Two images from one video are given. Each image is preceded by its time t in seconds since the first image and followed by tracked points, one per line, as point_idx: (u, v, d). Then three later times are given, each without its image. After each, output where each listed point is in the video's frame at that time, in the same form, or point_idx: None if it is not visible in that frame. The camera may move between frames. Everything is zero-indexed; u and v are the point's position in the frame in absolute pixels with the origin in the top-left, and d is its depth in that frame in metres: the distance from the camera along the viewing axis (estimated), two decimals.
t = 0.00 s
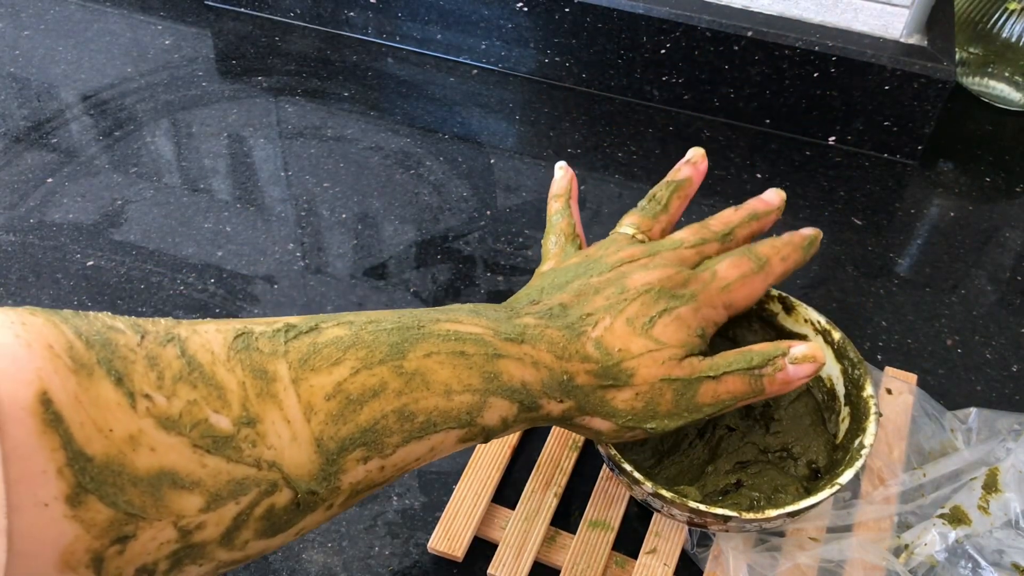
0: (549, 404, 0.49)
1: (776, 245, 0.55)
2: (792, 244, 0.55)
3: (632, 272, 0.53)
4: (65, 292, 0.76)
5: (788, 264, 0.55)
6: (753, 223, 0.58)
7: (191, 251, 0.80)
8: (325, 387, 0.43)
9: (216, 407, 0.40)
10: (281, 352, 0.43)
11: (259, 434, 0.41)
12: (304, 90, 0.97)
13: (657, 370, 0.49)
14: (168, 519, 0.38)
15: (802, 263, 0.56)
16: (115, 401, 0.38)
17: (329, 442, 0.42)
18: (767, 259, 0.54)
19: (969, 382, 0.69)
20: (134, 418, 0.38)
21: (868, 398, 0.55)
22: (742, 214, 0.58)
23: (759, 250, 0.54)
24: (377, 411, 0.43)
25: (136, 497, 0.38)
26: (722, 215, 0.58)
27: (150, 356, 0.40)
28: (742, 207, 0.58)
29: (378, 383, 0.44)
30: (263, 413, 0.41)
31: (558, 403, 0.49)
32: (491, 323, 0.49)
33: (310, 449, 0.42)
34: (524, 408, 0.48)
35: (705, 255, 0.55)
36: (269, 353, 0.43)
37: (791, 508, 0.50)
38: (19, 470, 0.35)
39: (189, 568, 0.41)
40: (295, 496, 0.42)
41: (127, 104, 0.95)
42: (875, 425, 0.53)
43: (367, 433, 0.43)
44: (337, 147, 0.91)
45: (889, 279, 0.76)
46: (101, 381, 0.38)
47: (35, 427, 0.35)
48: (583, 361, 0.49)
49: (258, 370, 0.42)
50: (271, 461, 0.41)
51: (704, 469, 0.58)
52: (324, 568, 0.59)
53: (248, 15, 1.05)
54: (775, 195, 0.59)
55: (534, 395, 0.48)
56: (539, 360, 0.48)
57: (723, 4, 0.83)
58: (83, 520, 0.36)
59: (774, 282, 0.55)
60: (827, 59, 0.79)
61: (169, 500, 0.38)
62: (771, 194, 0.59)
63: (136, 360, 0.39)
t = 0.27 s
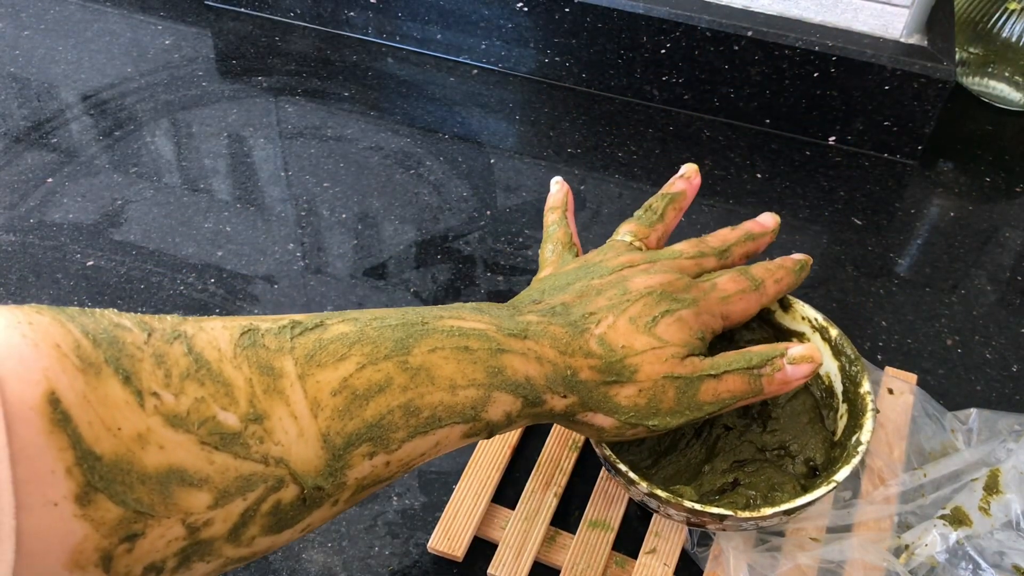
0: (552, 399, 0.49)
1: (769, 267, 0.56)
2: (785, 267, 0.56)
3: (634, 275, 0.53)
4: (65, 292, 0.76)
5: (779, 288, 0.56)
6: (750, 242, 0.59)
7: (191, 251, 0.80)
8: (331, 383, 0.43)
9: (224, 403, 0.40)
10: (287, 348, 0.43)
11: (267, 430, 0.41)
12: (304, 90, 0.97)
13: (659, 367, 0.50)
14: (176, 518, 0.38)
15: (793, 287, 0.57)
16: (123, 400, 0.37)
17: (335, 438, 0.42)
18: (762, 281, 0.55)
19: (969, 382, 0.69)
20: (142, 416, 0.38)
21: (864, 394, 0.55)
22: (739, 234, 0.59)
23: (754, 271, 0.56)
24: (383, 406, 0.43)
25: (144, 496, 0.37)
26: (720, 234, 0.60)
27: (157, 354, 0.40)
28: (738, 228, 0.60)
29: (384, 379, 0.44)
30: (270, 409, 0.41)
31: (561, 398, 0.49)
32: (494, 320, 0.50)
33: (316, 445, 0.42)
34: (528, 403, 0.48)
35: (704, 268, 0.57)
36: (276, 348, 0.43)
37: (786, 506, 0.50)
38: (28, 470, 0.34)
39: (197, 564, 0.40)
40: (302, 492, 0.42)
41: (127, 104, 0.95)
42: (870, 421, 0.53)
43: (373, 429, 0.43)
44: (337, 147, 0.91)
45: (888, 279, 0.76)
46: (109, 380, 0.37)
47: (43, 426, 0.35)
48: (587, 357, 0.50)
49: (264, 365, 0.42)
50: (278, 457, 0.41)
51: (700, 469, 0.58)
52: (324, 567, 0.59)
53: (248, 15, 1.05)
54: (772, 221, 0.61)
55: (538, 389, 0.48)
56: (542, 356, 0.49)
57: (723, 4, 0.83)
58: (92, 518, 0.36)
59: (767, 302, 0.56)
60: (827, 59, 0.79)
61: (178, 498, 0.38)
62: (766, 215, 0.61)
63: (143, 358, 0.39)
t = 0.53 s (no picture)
0: (558, 397, 0.49)
1: (772, 269, 0.57)
2: (788, 270, 0.57)
3: (640, 273, 0.54)
4: (65, 292, 0.76)
5: (783, 289, 0.57)
6: (756, 252, 0.59)
7: (190, 251, 0.80)
8: (338, 382, 0.43)
9: (230, 404, 0.40)
10: (294, 347, 0.43)
11: (273, 431, 0.41)
12: (304, 90, 0.97)
13: (665, 366, 0.50)
14: (183, 519, 0.38)
15: (796, 288, 0.58)
16: (129, 401, 0.37)
17: (342, 438, 0.42)
18: (767, 279, 0.56)
19: (969, 382, 0.69)
20: (148, 417, 0.37)
21: (868, 397, 0.55)
22: (745, 240, 0.60)
23: (759, 270, 0.57)
24: (390, 405, 0.43)
25: (151, 497, 0.37)
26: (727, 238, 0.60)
27: (163, 355, 0.39)
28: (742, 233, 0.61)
29: (390, 378, 0.44)
30: (277, 409, 0.41)
31: (567, 396, 0.49)
32: (500, 318, 0.50)
33: (323, 445, 0.42)
34: (535, 402, 0.49)
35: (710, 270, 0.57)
36: (282, 347, 0.43)
37: (791, 509, 0.50)
38: (34, 472, 0.33)
39: (204, 564, 0.40)
40: (308, 493, 0.42)
41: (127, 104, 0.95)
42: (875, 425, 0.53)
43: (380, 428, 0.43)
44: (337, 147, 0.91)
45: (888, 279, 0.76)
46: (114, 382, 0.37)
47: (49, 427, 0.34)
48: (593, 356, 0.50)
49: (271, 365, 0.42)
50: (285, 458, 0.41)
51: (703, 470, 0.58)
52: (324, 568, 0.59)
53: (248, 15, 1.05)
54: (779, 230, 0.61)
55: (544, 388, 0.49)
56: (549, 354, 0.49)
57: (723, 4, 0.83)
58: (99, 520, 0.35)
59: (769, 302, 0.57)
60: (827, 59, 0.79)
61: (185, 499, 0.38)
62: (774, 225, 0.62)
63: (149, 359, 0.39)
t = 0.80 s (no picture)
0: (559, 374, 0.49)
1: (777, 257, 0.54)
2: (793, 257, 0.54)
3: (647, 261, 0.52)
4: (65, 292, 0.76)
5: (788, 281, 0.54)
6: (755, 225, 0.56)
7: (190, 251, 0.80)
8: (326, 360, 0.43)
9: (212, 382, 0.40)
10: (281, 324, 0.43)
11: (257, 409, 0.41)
12: (304, 90, 0.97)
13: (672, 352, 0.49)
14: (166, 498, 0.39)
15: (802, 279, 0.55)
16: (109, 380, 0.38)
17: (330, 416, 0.42)
18: (771, 272, 0.53)
19: (970, 382, 0.69)
20: (128, 396, 0.38)
21: (868, 398, 0.55)
22: (744, 218, 0.56)
23: (762, 262, 0.54)
24: (379, 383, 0.43)
25: (132, 476, 0.38)
26: (724, 215, 0.56)
27: (145, 334, 0.40)
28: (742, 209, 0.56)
29: (380, 356, 0.44)
30: (262, 388, 0.41)
31: (569, 373, 0.48)
32: (501, 292, 0.48)
33: (309, 424, 0.42)
34: (534, 377, 0.48)
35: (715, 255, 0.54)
36: (268, 325, 0.43)
37: (792, 509, 0.50)
38: (15, 451, 0.35)
39: (191, 542, 0.41)
40: (296, 471, 0.42)
41: (127, 104, 0.95)
42: (875, 425, 0.53)
43: (370, 406, 0.43)
44: (337, 147, 0.91)
45: (888, 279, 0.76)
46: (95, 361, 0.38)
47: (27, 407, 0.35)
48: (599, 334, 0.49)
49: (256, 344, 0.42)
50: (269, 436, 0.41)
51: (705, 471, 0.58)
52: (324, 568, 0.59)
53: (248, 15, 1.05)
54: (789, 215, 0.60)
55: (544, 364, 0.48)
56: (549, 329, 0.48)
57: (723, 4, 0.83)
58: (80, 499, 0.37)
59: (775, 294, 0.54)
60: (827, 59, 0.79)
61: (166, 478, 0.39)
62: (768, 192, 0.57)
63: (130, 338, 0.40)
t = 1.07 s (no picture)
0: (562, 333, 0.43)
1: (833, 133, 0.42)
2: (857, 128, 0.42)
3: (671, 179, 0.43)
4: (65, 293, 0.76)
5: (850, 162, 0.42)
6: (813, 85, 0.44)
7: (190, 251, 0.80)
8: (290, 333, 0.40)
9: (165, 360, 0.39)
10: (242, 295, 0.41)
11: (215, 388, 0.40)
12: (304, 90, 0.97)
13: (691, 299, 0.42)
14: (122, 480, 0.40)
15: (868, 151, 0.43)
16: (57, 356, 0.38)
17: (296, 392, 0.41)
18: (824, 158, 0.42)
19: (970, 382, 0.69)
20: (77, 374, 0.38)
21: (868, 398, 0.55)
22: (798, 79, 0.44)
23: (814, 145, 0.42)
24: (350, 356, 0.40)
25: (85, 458, 0.39)
26: (773, 80, 0.44)
27: (95, 306, 0.39)
28: (797, 67, 0.44)
29: (350, 326, 0.40)
30: (219, 365, 0.40)
31: (572, 331, 0.43)
32: (495, 243, 0.42)
33: (273, 401, 0.41)
34: (530, 339, 0.43)
35: (754, 145, 0.44)
36: (227, 297, 0.41)
37: (792, 509, 0.50)
38: None
39: (158, 522, 0.43)
40: (263, 449, 0.42)
41: (127, 104, 0.95)
42: (875, 425, 0.54)
43: (340, 380, 0.41)
44: (337, 147, 0.91)
45: (888, 279, 0.76)
46: (42, 336, 0.38)
47: None
48: (604, 289, 0.42)
49: (213, 318, 0.40)
50: (230, 416, 0.40)
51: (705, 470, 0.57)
52: (324, 568, 0.59)
53: (248, 15, 1.05)
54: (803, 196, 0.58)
55: (542, 326, 0.42)
56: (547, 289, 0.42)
57: (723, 4, 0.83)
58: (35, 479, 0.39)
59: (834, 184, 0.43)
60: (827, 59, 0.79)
61: (122, 460, 0.40)
62: (834, 34, 0.44)
63: (79, 311, 0.39)
